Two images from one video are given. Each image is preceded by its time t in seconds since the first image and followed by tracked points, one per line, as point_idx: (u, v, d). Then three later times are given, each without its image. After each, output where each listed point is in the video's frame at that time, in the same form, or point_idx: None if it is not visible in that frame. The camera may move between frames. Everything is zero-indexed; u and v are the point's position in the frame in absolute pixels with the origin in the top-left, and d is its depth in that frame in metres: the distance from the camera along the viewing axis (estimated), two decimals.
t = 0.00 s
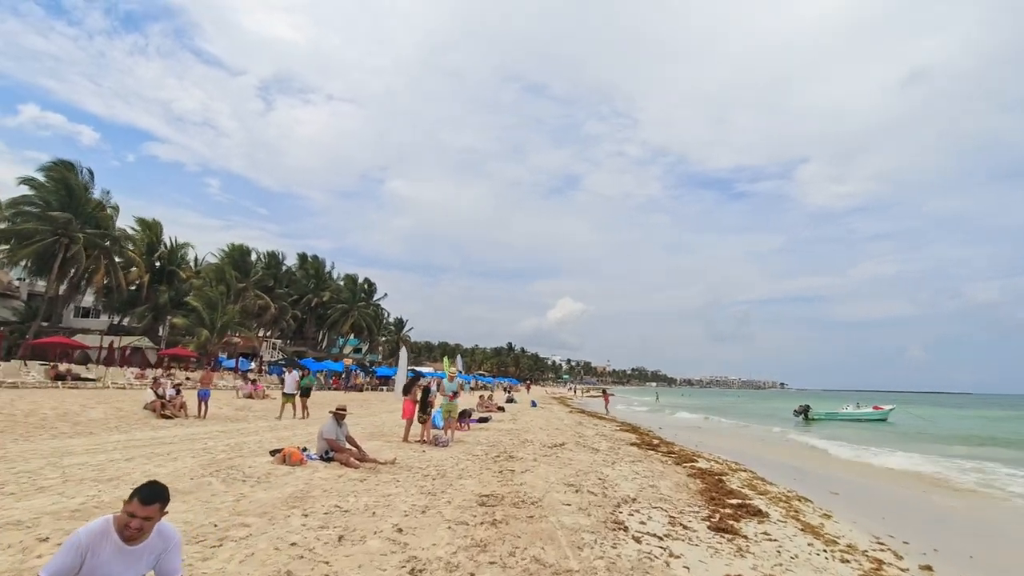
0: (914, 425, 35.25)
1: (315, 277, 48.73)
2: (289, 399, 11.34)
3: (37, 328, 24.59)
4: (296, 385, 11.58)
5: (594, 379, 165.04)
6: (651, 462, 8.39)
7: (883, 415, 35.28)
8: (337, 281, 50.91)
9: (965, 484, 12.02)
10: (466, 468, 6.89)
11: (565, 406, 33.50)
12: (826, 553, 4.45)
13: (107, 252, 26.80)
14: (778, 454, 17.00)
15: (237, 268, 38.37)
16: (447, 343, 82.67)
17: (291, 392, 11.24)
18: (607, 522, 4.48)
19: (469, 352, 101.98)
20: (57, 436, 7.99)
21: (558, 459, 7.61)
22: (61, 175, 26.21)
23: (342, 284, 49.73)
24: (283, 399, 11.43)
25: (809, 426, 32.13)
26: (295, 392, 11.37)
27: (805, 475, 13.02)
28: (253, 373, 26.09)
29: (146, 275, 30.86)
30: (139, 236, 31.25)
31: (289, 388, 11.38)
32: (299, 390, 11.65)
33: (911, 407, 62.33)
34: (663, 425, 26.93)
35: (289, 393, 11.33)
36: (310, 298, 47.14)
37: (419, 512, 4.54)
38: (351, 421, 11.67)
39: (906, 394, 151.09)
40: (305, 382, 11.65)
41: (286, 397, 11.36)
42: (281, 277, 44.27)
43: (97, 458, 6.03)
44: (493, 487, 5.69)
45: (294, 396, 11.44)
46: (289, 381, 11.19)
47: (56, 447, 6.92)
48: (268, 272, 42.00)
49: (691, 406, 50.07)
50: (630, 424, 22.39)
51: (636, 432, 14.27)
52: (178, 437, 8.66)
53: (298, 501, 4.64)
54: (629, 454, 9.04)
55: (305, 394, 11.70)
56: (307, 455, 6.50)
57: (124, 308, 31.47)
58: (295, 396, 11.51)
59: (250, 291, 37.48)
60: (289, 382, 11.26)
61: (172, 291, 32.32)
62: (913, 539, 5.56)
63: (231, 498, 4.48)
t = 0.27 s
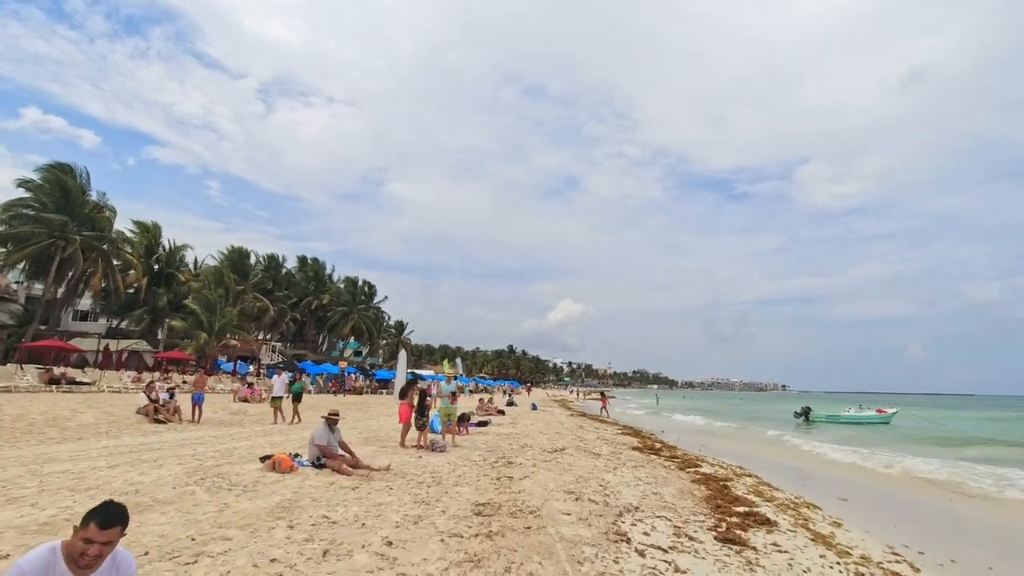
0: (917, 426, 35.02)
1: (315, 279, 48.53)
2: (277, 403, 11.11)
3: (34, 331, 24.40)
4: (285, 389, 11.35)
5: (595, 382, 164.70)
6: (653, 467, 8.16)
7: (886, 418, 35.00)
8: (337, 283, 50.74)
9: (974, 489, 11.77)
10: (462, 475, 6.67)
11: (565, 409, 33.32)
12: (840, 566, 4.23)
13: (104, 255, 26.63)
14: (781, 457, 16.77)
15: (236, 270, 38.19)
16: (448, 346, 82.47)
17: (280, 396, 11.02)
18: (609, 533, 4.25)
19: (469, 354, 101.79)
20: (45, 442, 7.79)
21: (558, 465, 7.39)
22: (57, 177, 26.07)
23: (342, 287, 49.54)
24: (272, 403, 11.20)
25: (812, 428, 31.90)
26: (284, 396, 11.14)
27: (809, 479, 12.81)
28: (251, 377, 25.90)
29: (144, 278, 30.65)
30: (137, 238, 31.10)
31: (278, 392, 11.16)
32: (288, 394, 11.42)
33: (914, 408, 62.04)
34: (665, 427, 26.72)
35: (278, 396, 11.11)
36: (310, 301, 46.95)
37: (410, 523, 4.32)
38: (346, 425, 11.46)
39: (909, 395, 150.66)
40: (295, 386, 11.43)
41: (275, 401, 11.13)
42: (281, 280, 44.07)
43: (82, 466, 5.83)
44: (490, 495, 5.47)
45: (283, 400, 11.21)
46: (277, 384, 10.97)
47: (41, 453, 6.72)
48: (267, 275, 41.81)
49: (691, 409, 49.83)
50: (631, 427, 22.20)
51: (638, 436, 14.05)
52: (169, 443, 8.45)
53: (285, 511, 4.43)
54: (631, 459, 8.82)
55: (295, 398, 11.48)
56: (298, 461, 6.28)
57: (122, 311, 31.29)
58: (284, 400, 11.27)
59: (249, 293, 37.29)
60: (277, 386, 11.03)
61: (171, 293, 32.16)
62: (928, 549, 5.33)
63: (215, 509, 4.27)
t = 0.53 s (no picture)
0: (922, 428, 34.70)
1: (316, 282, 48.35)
2: (269, 405, 10.91)
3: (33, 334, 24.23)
4: (277, 392, 11.14)
5: (597, 384, 164.37)
6: (657, 470, 7.95)
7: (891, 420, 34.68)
8: (338, 286, 50.59)
9: (984, 492, 11.51)
10: (461, 479, 6.46)
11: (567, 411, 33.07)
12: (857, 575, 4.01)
13: (103, 257, 26.50)
14: (786, 459, 16.50)
15: (237, 273, 38.04)
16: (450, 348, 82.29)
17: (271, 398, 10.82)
18: (612, 541, 4.05)
19: (471, 357, 101.61)
20: (35, 446, 7.61)
21: (559, 469, 7.18)
22: (56, 180, 25.96)
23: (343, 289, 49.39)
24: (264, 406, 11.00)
25: (816, 429, 31.62)
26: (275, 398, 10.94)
27: (816, 482, 12.57)
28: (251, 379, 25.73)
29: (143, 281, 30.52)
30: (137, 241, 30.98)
31: (270, 394, 10.96)
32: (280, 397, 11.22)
33: (918, 410, 61.61)
34: (668, 430, 26.47)
35: (270, 399, 10.90)
36: (311, 303, 46.79)
37: (404, 531, 4.11)
38: (343, 428, 11.26)
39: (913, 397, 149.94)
40: (287, 388, 11.22)
41: (266, 404, 10.93)
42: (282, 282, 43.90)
43: (68, 471, 5.65)
44: (488, 501, 5.26)
45: (274, 403, 11.01)
46: (269, 387, 10.77)
47: (29, 458, 6.54)
48: (267, 277, 41.64)
49: (694, 411, 49.53)
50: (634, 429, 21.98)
51: (641, 438, 13.83)
52: (162, 446, 8.26)
53: (273, 518, 4.24)
54: (635, 463, 8.61)
55: (288, 400, 11.28)
56: (291, 465, 6.09)
57: (122, 314, 31.15)
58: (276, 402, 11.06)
59: (250, 296, 37.13)
60: (269, 389, 10.83)
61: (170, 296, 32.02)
62: (946, 556, 5.12)
63: (199, 517, 4.08)
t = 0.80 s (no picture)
0: (921, 429, 34.55)
1: (313, 283, 48.03)
2: (254, 409, 10.66)
3: (24, 336, 23.91)
4: (264, 395, 10.90)
5: (595, 386, 164.37)
6: (658, 474, 7.75)
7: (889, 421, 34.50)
8: (335, 287, 50.32)
9: (990, 496, 11.29)
10: (455, 483, 6.25)
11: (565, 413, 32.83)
12: None
13: (96, 258, 26.22)
14: (787, 460, 16.31)
15: (232, 274, 37.76)
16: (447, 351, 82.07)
17: (257, 402, 10.58)
18: (613, 551, 3.84)
19: (469, 359, 101.49)
20: (16, 451, 7.37)
21: (557, 473, 6.96)
22: (46, 181, 25.70)
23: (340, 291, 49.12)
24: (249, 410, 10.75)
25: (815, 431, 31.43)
26: (261, 402, 10.69)
27: (817, 483, 12.41)
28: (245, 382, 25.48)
29: (137, 282, 30.23)
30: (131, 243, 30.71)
31: (255, 398, 10.71)
32: (267, 400, 10.97)
33: (917, 411, 61.47)
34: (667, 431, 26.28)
35: (255, 402, 10.65)
36: (308, 305, 46.51)
37: (394, 541, 3.89)
38: (336, 431, 11.03)
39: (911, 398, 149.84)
40: (274, 392, 10.97)
41: (251, 407, 10.68)
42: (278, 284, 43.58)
43: (44, 477, 5.41)
44: (484, 507, 5.04)
45: (260, 407, 10.76)
46: (254, 390, 10.53)
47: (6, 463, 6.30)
48: (263, 278, 41.35)
49: (692, 412, 49.41)
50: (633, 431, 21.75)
51: (640, 441, 13.63)
52: (148, 451, 8.01)
53: (255, 528, 4.02)
54: (635, 466, 8.39)
55: (274, 404, 11.03)
56: (278, 471, 5.86)
57: (116, 316, 30.86)
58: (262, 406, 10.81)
59: (245, 297, 36.84)
60: (254, 392, 10.58)
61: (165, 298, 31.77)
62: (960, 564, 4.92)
63: (177, 528, 3.86)
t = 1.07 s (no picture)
0: (917, 428, 34.54)
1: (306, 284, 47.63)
2: (234, 412, 10.41)
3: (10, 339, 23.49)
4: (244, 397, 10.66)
5: (590, 387, 164.27)
6: (654, 477, 7.57)
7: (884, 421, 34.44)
8: (328, 289, 49.94)
9: (989, 497, 11.15)
10: (446, 488, 6.03)
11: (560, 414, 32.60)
12: None
13: (84, 259, 25.82)
14: (783, 461, 16.15)
15: (223, 276, 37.38)
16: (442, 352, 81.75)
17: (237, 404, 10.34)
18: (610, 561, 3.64)
19: (464, 360, 101.20)
20: None
21: (552, 477, 6.77)
22: (32, 180, 25.31)
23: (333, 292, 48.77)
24: (229, 412, 10.51)
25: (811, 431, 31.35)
26: (242, 404, 10.45)
27: (815, 484, 12.27)
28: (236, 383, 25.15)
29: (126, 284, 29.83)
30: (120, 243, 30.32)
31: (235, 400, 10.47)
32: (247, 402, 10.73)
33: (911, 411, 61.57)
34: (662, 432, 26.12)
35: (235, 405, 10.41)
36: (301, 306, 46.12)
37: (378, 552, 3.69)
38: (325, 434, 10.78)
39: (905, 398, 150.49)
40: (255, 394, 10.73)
41: (231, 410, 10.43)
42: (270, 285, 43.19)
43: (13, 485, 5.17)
44: (475, 514, 4.84)
45: (240, 409, 10.51)
46: (233, 392, 10.27)
47: None
48: (255, 280, 40.95)
49: (687, 412, 49.30)
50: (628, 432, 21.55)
51: (636, 442, 13.44)
52: (128, 455, 7.75)
53: (231, 538, 3.80)
54: (631, 469, 8.22)
55: (254, 407, 10.79)
56: (261, 477, 5.63)
57: (105, 318, 30.45)
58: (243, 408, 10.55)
59: (237, 298, 36.46)
60: (234, 394, 10.34)
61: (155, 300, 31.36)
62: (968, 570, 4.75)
63: (147, 539, 3.63)
